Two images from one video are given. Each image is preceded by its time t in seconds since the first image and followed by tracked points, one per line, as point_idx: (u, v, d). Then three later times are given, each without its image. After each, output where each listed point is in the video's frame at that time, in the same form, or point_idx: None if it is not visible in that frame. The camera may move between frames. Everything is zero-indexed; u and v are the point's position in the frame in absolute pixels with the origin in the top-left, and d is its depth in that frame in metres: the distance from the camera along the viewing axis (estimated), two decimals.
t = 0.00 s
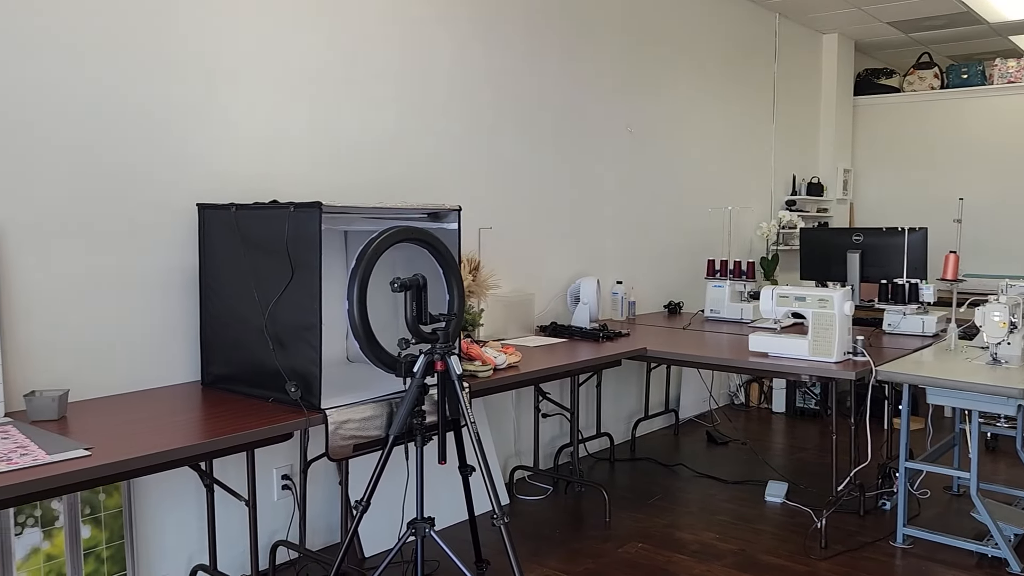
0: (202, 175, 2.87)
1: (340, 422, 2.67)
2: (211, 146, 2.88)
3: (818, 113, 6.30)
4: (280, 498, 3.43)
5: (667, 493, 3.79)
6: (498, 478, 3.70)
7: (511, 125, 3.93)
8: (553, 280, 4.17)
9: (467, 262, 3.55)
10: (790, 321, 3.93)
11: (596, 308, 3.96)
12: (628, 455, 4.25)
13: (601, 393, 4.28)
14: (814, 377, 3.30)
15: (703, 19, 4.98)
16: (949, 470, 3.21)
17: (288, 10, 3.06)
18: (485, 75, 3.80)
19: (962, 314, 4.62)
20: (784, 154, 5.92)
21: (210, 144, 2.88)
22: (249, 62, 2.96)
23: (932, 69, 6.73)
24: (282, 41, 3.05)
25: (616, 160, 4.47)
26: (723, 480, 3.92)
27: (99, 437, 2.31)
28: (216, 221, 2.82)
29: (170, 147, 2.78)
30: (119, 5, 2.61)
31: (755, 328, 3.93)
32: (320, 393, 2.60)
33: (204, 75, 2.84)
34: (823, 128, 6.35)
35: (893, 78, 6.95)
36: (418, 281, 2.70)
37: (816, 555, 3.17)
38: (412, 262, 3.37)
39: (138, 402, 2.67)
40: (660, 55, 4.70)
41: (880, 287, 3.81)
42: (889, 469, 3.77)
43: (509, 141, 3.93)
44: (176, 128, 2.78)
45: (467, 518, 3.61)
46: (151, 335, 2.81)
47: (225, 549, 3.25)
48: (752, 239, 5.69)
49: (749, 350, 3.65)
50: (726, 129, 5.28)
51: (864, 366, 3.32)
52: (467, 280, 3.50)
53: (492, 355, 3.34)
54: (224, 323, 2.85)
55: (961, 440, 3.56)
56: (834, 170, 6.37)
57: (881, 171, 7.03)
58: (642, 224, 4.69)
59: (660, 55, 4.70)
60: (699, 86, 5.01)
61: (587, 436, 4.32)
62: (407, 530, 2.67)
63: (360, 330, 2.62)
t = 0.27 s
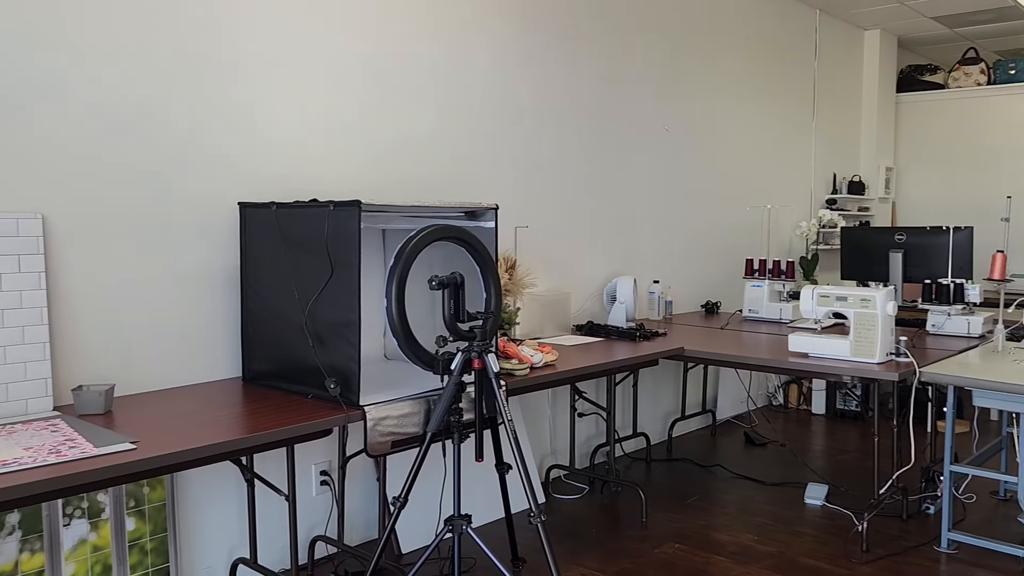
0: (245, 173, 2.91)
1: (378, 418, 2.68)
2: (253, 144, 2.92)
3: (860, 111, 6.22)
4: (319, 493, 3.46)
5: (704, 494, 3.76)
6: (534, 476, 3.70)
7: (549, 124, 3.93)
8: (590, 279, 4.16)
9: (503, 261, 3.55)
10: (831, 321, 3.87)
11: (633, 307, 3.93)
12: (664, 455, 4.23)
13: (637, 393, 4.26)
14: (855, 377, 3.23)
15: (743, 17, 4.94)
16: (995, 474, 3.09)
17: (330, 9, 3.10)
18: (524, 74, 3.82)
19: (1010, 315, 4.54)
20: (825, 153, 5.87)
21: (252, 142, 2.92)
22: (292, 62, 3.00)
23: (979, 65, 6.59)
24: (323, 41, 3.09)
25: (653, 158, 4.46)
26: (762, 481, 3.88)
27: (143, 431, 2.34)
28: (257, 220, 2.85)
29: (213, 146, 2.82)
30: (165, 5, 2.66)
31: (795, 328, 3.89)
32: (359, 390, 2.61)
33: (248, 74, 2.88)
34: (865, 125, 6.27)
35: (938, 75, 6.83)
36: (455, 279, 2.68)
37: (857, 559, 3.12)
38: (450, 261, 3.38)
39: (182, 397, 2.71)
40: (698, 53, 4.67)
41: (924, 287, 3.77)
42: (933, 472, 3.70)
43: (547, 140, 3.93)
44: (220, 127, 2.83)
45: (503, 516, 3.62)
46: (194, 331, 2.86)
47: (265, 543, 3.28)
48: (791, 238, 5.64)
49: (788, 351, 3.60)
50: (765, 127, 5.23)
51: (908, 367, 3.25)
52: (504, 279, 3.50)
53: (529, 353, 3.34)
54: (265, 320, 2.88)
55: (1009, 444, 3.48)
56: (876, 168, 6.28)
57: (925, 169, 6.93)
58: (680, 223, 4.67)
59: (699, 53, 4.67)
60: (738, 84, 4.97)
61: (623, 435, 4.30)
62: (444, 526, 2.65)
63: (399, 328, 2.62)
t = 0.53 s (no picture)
0: (289, 171, 2.96)
1: (419, 414, 2.68)
2: (297, 142, 2.96)
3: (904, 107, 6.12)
4: (359, 488, 3.50)
5: (743, 495, 3.72)
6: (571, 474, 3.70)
7: (589, 122, 3.94)
8: (628, 277, 4.15)
9: (542, 259, 3.56)
10: (874, 321, 3.81)
11: (672, 306, 3.92)
12: (703, 455, 4.20)
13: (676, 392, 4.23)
14: (900, 377, 3.18)
15: (784, 13, 4.89)
16: None
17: (374, 9, 3.13)
18: (564, 72, 3.82)
19: None
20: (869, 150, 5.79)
21: (296, 140, 2.96)
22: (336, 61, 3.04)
23: None
24: (366, 41, 3.12)
25: (693, 156, 4.44)
26: (803, 483, 3.83)
27: (188, 424, 2.38)
28: (300, 217, 2.89)
29: (258, 145, 2.87)
30: (212, 5, 2.71)
31: (837, 328, 3.83)
32: (400, 386, 2.63)
33: (292, 74, 2.93)
34: (910, 122, 6.17)
35: (986, 69, 6.71)
36: (494, 276, 2.67)
37: (902, 563, 3.07)
38: (489, 258, 3.38)
39: (225, 392, 2.75)
40: (739, 50, 4.63)
41: (973, 287, 3.77)
42: (981, 476, 3.63)
43: (587, 137, 3.94)
44: (264, 126, 2.87)
45: (541, 514, 3.62)
46: (239, 327, 2.91)
47: (306, 536, 3.33)
48: (833, 236, 5.57)
49: (830, 351, 3.55)
50: (805, 123, 5.18)
51: (955, 368, 3.19)
52: (542, 277, 3.50)
53: (567, 351, 3.32)
54: (307, 317, 2.92)
55: None
56: (922, 165, 6.18)
57: (972, 165, 6.79)
58: (719, 221, 4.64)
59: (740, 49, 4.64)
60: (780, 80, 4.92)
61: (661, 434, 4.28)
62: (483, 522, 2.63)
63: (438, 324, 2.62)
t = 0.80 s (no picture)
0: (333, 168, 2.99)
1: (459, 410, 2.68)
2: (342, 139, 2.99)
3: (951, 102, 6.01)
4: (399, 484, 3.52)
5: (785, 496, 3.67)
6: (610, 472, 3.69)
7: (631, 118, 3.93)
8: (668, 275, 4.13)
9: (582, 256, 3.55)
10: (921, 321, 3.73)
11: (712, 304, 3.89)
12: (744, 455, 4.16)
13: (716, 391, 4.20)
14: (948, 377, 3.11)
15: (827, 8, 4.83)
16: None
17: (420, 7, 3.16)
18: (606, 68, 3.82)
19: None
20: (915, 146, 5.71)
21: (342, 138, 2.99)
22: (379, 58, 3.07)
23: None
24: (409, 38, 3.14)
25: (735, 153, 4.40)
26: (847, 484, 3.77)
27: (233, 417, 2.40)
28: (341, 214, 2.91)
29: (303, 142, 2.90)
30: (260, 5, 2.75)
31: (882, 327, 3.76)
32: (440, 381, 2.61)
33: (337, 72, 2.96)
34: (958, 117, 6.06)
35: None
36: (535, 273, 2.65)
37: (950, 566, 3.00)
38: (529, 255, 3.37)
39: (269, 387, 2.79)
40: (781, 45, 4.58)
41: None
42: None
43: (628, 133, 3.92)
44: (310, 123, 2.91)
45: (580, 511, 3.62)
46: (283, 322, 2.94)
47: (348, 529, 3.36)
48: (878, 234, 5.51)
49: (875, 350, 3.48)
50: (848, 119, 5.11)
51: (1006, 368, 3.10)
52: (581, 274, 3.49)
53: (606, 349, 3.30)
54: (349, 313, 2.93)
55: None
56: (970, 161, 6.05)
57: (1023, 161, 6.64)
58: (761, 218, 4.60)
59: (783, 45, 4.59)
60: (824, 76, 4.88)
61: (701, 434, 4.25)
62: (522, 518, 2.60)
63: (478, 320, 2.60)
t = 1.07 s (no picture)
0: (376, 164, 3.01)
1: (500, 405, 2.65)
2: (384, 135, 3.01)
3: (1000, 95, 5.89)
4: (439, 478, 3.54)
5: (827, 496, 3.62)
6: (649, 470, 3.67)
7: (672, 114, 3.91)
8: (708, 272, 4.09)
9: (622, 252, 3.54)
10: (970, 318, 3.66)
11: (754, 301, 3.86)
12: (786, 454, 4.11)
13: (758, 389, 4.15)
14: (999, 376, 3.00)
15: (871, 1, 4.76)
16: None
17: (461, 3, 3.17)
18: (646, 63, 3.79)
19: None
20: (963, 140, 5.61)
21: (387, 134, 3.02)
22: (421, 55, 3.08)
23: None
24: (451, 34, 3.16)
25: (777, 148, 4.35)
26: (892, 484, 3.71)
27: (276, 410, 2.42)
28: (382, 210, 2.93)
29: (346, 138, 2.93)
30: (308, 2, 2.80)
31: (929, 325, 3.70)
32: (481, 375, 2.60)
33: (380, 68, 2.98)
34: (1008, 110, 5.93)
35: None
36: (576, 268, 2.63)
37: (1000, 569, 2.94)
38: (569, 250, 3.35)
39: (311, 380, 2.81)
40: (824, 39, 4.52)
41: None
42: None
43: (669, 129, 3.90)
44: (352, 120, 2.93)
45: (619, 508, 3.60)
46: (326, 316, 2.97)
47: (389, 523, 3.39)
48: (924, 231, 5.43)
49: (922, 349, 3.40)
50: (892, 113, 5.02)
51: None
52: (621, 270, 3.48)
53: (648, 345, 3.28)
54: (391, 310, 2.94)
55: None
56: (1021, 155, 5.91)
57: None
58: (804, 214, 4.54)
59: (826, 38, 4.53)
60: (868, 69, 4.82)
61: (742, 432, 4.21)
62: (562, 514, 2.56)
63: (519, 315, 2.59)
